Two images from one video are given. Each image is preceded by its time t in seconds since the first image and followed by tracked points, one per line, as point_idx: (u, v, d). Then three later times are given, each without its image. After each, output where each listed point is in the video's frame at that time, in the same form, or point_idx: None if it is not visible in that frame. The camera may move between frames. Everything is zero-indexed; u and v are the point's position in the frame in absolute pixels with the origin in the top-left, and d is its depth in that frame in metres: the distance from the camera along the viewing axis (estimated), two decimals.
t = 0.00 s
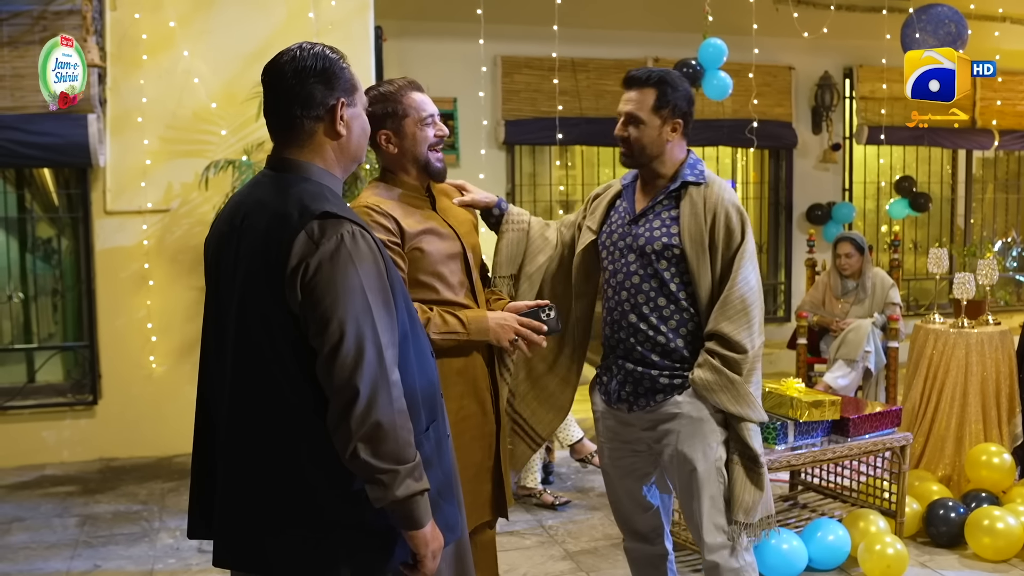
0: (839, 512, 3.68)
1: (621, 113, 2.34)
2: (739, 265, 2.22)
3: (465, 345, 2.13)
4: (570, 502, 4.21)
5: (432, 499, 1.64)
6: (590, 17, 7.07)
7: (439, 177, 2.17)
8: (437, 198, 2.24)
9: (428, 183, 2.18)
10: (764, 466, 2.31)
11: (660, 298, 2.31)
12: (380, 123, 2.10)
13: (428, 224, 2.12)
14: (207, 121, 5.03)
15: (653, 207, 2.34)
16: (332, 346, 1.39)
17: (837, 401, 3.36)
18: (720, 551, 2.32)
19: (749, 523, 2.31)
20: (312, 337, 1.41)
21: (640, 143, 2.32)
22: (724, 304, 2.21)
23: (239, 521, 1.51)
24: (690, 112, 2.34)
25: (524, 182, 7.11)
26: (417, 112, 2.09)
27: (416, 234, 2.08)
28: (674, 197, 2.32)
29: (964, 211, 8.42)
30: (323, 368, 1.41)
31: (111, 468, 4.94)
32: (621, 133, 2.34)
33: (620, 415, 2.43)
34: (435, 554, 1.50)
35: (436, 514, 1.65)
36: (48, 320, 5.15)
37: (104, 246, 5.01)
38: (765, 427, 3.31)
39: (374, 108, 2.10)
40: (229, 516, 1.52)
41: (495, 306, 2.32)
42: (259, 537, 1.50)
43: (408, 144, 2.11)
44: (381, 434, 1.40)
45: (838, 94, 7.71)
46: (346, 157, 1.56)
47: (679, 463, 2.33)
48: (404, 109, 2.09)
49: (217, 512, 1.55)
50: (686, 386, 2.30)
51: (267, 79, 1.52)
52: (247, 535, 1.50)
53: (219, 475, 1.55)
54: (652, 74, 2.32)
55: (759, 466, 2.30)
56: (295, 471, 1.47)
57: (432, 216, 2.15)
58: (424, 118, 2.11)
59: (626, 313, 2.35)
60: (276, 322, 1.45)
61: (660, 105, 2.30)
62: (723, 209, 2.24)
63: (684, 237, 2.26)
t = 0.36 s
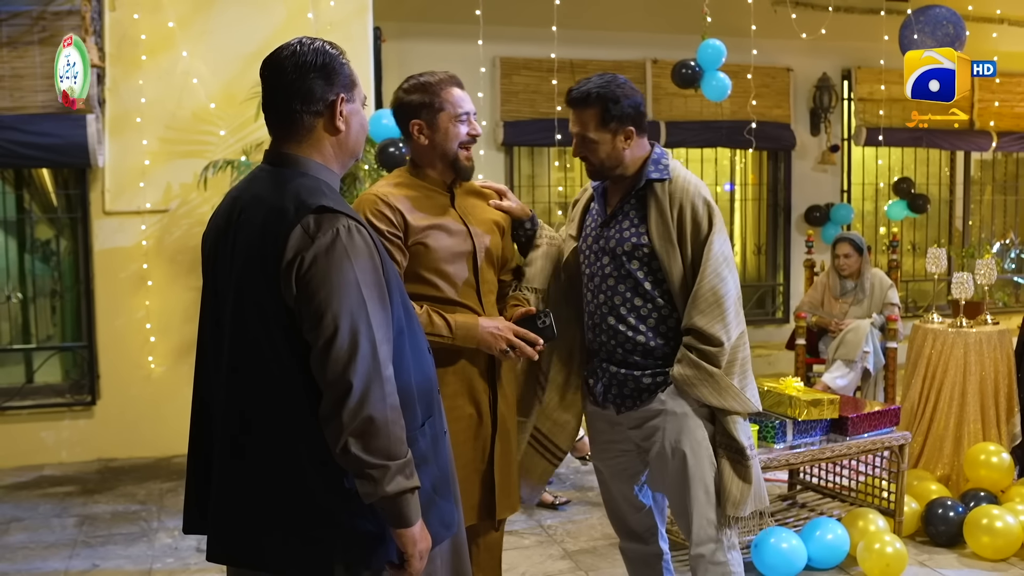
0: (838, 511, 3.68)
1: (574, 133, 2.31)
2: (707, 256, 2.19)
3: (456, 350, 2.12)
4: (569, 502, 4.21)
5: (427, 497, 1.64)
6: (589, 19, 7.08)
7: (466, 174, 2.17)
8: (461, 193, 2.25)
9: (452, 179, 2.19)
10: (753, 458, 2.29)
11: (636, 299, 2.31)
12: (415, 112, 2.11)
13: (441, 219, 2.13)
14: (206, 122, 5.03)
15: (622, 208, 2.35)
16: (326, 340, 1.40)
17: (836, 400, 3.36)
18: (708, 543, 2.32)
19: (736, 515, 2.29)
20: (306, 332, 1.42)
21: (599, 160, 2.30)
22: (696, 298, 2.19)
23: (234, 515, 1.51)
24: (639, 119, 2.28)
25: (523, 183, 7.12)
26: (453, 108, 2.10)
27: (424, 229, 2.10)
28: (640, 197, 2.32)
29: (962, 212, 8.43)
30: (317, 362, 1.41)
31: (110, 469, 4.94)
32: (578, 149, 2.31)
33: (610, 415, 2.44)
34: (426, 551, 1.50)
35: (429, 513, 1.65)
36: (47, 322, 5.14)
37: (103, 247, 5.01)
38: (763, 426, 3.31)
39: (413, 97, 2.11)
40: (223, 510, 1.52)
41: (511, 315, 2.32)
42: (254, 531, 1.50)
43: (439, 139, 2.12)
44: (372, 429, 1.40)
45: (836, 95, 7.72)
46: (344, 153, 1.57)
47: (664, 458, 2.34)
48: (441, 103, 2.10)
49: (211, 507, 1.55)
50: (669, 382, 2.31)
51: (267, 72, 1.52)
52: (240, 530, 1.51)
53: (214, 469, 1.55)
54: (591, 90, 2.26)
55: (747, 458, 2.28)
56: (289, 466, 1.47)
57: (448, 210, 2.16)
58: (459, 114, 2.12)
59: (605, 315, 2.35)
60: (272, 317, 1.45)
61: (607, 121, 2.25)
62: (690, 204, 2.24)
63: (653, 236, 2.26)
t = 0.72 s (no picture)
0: (838, 510, 3.68)
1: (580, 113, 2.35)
2: (687, 254, 2.15)
3: (462, 351, 2.12)
4: (569, 501, 4.21)
5: (427, 493, 1.64)
6: (588, 20, 7.09)
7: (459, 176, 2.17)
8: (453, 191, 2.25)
9: (444, 179, 2.19)
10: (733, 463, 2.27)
11: (620, 294, 2.32)
12: (411, 110, 2.09)
13: (439, 218, 2.12)
14: (206, 122, 5.03)
15: (618, 202, 2.36)
16: (321, 334, 1.40)
17: (836, 398, 3.37)
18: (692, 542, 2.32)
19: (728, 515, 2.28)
20: (302, 326, 1.42)
21: (601, 139, 2.33)
22: (674, 298, 2.16)
23: (231, 510, 1.51)
24: (645, 102, 2.31)
25: (523, 185, 7.12)
26: (448, 108, 2.10)
27: (424, 230, 2.09)
28: (634, 191, 2.32)
29: (962, 214, 8.44)
30: (313, 355, 1.41)
31: (109, 469, 4.93)
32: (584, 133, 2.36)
33: (595, 409, 2.46)
34: (423, 547, 1.50)
35: (429, 509, 1.65)
36: (46, 324, 5.14)
37: (103, 246, 5.01)
38: (763, 424, 3.32)
39: (408, 94, 2.09)
40: (220, 505, 1.52)
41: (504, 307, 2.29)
42: (251, 527, 1.49)
43: (433, 138, 2.11)
44: (368, 423, 1.40)
45: (836, 97, 7.72)
46: (342, 147, 1.57)
47: (644, 457, 2.36)
48: (436, 102, 2.09)
49: (209, 502, 1.55)
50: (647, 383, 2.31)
51: (265, 66, 1.52)
52: (237, 525, 1.50)
53: (211, 465, 1.55)
54: (599, 73, 2.31)
55: (728, 461, 2.26)
56: (286, 461, 1.47)
57: (444, 209, 2.15)
58: (453, 115, 2.11)
59: (594, 310, 2.38)
60: (268, 311, 1.45)
61: (611, 99, 2.29)
62: (676, 198, 2.21)
63: (637, 229, 2.26)
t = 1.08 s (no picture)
0: (841, 512, 3.68)
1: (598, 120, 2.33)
2: (708, 252, 2.15)
3: (463, 347, 2.12)
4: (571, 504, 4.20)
5: (427, 491, 1.64)
6: (589, 23, 7.09)
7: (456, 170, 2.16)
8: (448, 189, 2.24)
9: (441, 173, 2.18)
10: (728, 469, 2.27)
11: (636, 295, 2.31)
12: (403, 110, 2.09)
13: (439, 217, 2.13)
14: (209, 124, 5.04)
15: (634, 203, 2.35)
16: (320, 331, 1.40)
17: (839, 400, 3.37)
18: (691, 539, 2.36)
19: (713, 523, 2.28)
20: (301, 323, 1.42)
21: (617, 146, 2.32)
22: (694, 295, 2.15)
23: (230, 507, 1.51)
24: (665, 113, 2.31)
25: (525, 188, 7.13)
26: (440, 104, 2.09)
27: (424, 227, 2.09)
28: (652, 192, 2.31)
29: (964, 217, 8.42)
30: (312, 353, 1.41)
31: (111, 471, 4.93)
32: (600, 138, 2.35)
33: (609, 411, 2.45)
34: (422, 545, 1.49)
35: (430, 509, 1.65)
36: (48, 327, 5.14)
37: (105, 249, 5.01)
38: (766, 426, 3.33)
39: (398, 94, 2.09)
40: (220, 503, 1.52)
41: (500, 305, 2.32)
42: (251, 526, 1.49)
43: (427, 135, 2.11)
44: (367, 421, 1.40)
45: (838, 100, 7.71)
46: (342, 144, 1.57)
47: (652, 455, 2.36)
48: (427, 99, 2.08)
49: (209, 500, 1.55)
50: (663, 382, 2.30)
51: (265, 65, 1.52)
52: (237, 524, 1.51)
53: (211, 463, 1.55)
54: (617, 78, 2.29)
55: (723, 467, 2.26)
56: (286, 458, 1.47)
57: (441, 206, 2.15)
58: (446, 111, 2.10)
59: (609, 311, 2.38)
60: (267, 308, 1.45)
61: (631, 109, 2.28)
62: (697, 198, 2.21)
63: (657, 229, 2.25)
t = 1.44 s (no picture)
0: (848, 515, 3.67)
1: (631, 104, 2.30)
2: (739, 259, 2.12)
3: (469, 347, 2.12)
4: (577, 508, 4.19)
5: (433, 492, 1.64)
6: (595, 27, 7.10)
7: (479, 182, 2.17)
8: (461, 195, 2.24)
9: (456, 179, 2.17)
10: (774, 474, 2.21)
11: (667, 303, 2.29)
12: (433, 124, 2.09)
13: (451, 217, 2.13)
14: (215, 128, 5.05)
15: (660, 208, 2.33)
16: (326, 330, 1.40)
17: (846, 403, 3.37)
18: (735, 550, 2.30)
19: (765, 529, 2.22)
20: (307, 323, 1.42)
21: (649, 134, 2.28)
22: (725, 304, 2.13)
23: (236, 506, 1.51)
24: (701, 104, 2.28)
25: (531, 193, 7.15)
26: (468, 120, 2.10)
27: (435, 227, 2.10)
28: (678, 196, 2.29)
29: (971, 222, 8.40)
30: (318, 352, 1.42)
31: (117, 474, 4.94)
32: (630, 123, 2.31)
33: (638, 418, 2.44)
34: (428, 546, 1.49)
35: (436, 510, 1.64)
36: (56, 330, 5.16)
37: (112, 252, 5.03)
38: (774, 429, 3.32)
39: (428, 107, 2.08)
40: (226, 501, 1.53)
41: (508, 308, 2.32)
42: (255, 526, 1.50)
43: (454, 150, 2.11)
44: (372, 421, 1.40)
45: (844, 104, 7.71)
46: (352, 147, 1.57)
47: (689, 465, 2.33)
48: (457, 115, 2.09)
49: (214, 499, 1.55)
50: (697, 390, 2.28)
51: (278, 65, 1.52)
52: (242, 523, 1.51)
53: (216, 462, 1.55)
54: (660, 64, 2.28)
55: (769, 474, 2.21)
56: (291, 458, 1.47)
57: (454, 211, 2.15)
58: (473, 127, 2.12)
59: (637, 318, 2.36)
60: (274, 308, 1.46)
61: (669, 98, 2.25)
62: (726, 202, 2.18)
63: (686, 236, 2.22)
